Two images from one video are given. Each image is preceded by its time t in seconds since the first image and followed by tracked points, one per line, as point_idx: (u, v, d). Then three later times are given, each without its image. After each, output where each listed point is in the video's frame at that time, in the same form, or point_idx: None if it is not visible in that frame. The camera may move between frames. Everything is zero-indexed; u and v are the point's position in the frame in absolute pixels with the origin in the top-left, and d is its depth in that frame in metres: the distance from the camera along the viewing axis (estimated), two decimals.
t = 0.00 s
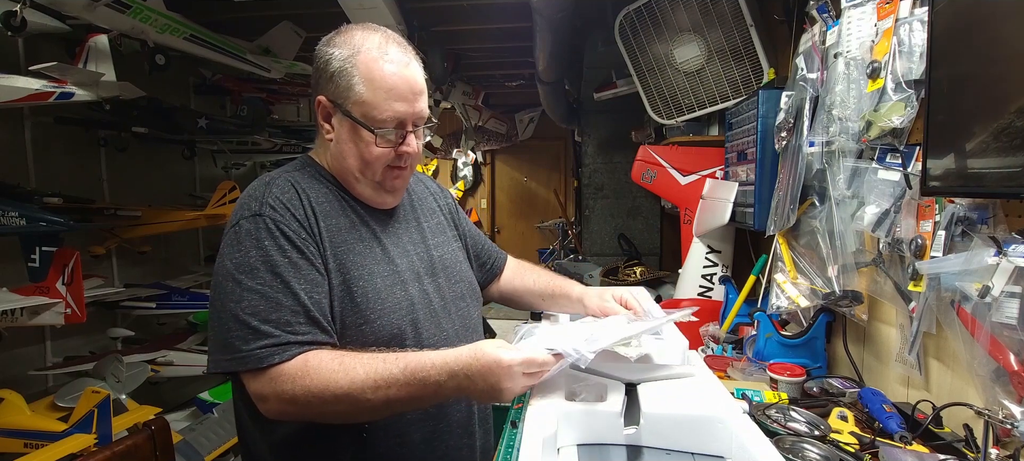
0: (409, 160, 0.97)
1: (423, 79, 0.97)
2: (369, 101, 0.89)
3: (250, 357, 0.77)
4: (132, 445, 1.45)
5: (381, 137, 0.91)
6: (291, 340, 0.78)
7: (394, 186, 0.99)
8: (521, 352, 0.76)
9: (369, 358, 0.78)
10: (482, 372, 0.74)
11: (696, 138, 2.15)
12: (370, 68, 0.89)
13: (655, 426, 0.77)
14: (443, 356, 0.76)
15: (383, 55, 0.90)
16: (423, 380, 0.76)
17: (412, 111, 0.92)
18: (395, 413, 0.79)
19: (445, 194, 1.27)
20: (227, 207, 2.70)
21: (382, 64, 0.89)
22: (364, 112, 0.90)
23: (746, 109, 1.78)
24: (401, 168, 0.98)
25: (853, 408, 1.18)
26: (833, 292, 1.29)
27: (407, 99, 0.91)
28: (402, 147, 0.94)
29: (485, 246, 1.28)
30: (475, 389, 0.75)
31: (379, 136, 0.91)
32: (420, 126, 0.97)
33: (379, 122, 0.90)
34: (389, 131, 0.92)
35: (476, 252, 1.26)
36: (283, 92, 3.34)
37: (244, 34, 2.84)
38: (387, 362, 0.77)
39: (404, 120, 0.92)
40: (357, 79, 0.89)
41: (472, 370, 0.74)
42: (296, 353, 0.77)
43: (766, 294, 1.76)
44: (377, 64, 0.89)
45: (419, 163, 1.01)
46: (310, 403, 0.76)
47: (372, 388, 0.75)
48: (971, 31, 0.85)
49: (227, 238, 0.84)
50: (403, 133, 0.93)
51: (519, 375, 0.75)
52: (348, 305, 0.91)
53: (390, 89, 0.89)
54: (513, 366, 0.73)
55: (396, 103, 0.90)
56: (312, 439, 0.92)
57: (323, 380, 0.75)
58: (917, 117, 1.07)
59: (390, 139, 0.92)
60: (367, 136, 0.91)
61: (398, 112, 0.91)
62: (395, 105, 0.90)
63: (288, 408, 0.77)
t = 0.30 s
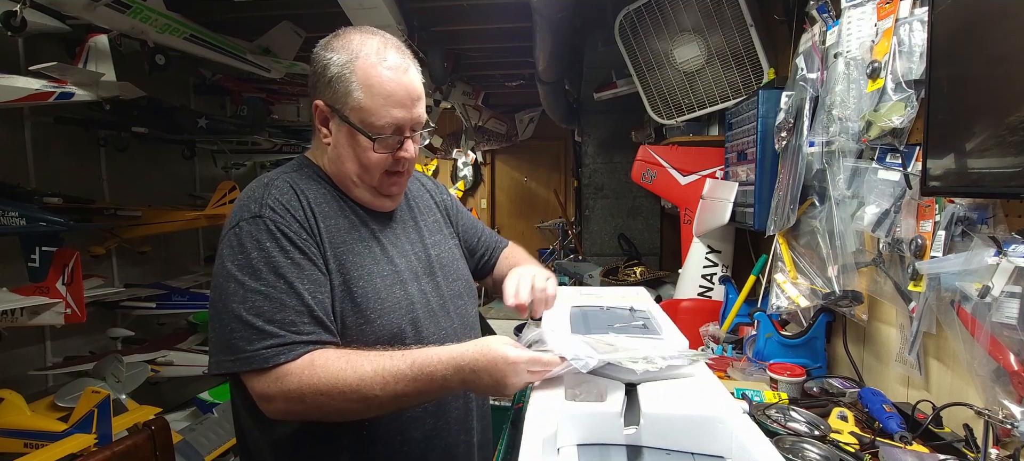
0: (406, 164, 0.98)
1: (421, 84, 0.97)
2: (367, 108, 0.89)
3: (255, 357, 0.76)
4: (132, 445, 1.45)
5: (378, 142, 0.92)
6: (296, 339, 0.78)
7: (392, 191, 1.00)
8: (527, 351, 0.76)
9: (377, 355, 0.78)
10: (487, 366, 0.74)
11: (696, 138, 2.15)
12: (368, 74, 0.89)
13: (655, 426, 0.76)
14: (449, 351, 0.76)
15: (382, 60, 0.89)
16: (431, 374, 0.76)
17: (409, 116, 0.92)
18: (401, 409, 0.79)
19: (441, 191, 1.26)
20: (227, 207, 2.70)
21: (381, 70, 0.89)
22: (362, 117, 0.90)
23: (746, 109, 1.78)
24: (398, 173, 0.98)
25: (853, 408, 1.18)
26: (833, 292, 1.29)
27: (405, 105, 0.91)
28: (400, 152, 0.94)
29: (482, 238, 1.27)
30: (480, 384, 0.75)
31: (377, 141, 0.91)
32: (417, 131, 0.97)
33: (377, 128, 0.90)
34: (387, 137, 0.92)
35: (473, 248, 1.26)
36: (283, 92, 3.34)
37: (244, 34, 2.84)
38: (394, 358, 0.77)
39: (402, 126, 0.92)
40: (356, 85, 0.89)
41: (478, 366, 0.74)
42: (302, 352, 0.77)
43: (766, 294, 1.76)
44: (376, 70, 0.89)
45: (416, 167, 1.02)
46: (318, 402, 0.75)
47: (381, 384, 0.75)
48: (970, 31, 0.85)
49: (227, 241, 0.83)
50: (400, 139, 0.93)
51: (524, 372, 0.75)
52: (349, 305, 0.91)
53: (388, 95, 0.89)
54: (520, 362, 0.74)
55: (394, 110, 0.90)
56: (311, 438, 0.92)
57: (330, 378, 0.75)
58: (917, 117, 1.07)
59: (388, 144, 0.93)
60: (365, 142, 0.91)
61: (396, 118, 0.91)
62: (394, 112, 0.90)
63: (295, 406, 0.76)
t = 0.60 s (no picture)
0: (392, 164, 0.97)
1: (404, 82, 0.96)
2: (347, 109, 0.89)
3: (240, 366, 0.76)
4: (133, 445, 1.45)
5: (361, 143, 0.91)
6: (281, 347, 0.78)
7: (380, 191, 0.99)
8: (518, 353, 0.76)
9: (365, 364, 0.78)
10: (480, 371, 0.73)
11: (696, 138, 2.15)
12: (345, 75, 0.88)
13: (655, 426, 0.76)
14: (437, 361, 0.76)
15: (360, 60, 0.89)
16: (419, 383, 0.75)
17: (392, 115, 0.91)
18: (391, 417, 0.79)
19: (437, 181, 1.25)
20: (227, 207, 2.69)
21: (359, 70, 0.88)
22: (343, 119, 0.89)
23: (746, 109, 1.78)
24: (385, 173, 0.98)
25: (853, 408, 1.18)
26: (833, 292, 1.29)
27: (387, 104, 0.90)
28: (385, 152, 0.94)
29: (483, 217, 1.26)
30: (473, 390, 0.74)
31: (360, 143, 0.91)
32: (402, 130, 0.96)
33: (359, 129, 0.90)
34: (371, 138, 0.91)
35: (472, 227, 1.25)
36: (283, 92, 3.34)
37: (244, 34, 2.84)
38: (383, 367, 0.77)
39: (385, 125, 0.91)
40: (334, 87, 0.89)
41: (470, 372, 0.74)
42: (287, 361, 0.77)
43: (766, 294, 1.76)
44: (354, 70, 0.88)
45: (403, 166, 1.01)
46: (304, 411, 0.76)
47: (367, 393, 0.75)
48: (970, 30, 0.85)
49: (210, 249, 0.84)
50: (384, 139, 0.93)
51: (518, 372, 0.75)
52: (336, 309, 0.91)
53: (368, 95, 0.89)
54: (512, 364, 0.74)
55: (375, 110, 0.90)
56: (309, 438, 0.92)
57: (318, 385, 0.75)
58: (917, 117, 1.07)
59: (371, 145, 0.92)
60: (347, 144, 0.91)
61: (378, 118, 0.90)
62: (375, 112, 0.89)
63: (282, 415, 0.77)
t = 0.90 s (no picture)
0: (382, 164, 0.97)
1: (388, 79, 0.96)
2: (330, 110, 0.89)
3: (229, 373, 0.77)
4: (133, 445, 1.45)
5: (346, 144, 0.91)
6: (270, 353, 0.78)
7: (371, 191, 0.99)
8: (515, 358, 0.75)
9: (357, 367, 0.78)
10: (472, 375, 0.73)
11: (696, 138, 2.15)
12: (326, 75, 0.88)
13: (655, 426, 0.76)
14: (431, 364, 0.75)
15: (340, 58, 0.89)
16: (411, 386, 0.74)
17: (378, 114, 0.92)
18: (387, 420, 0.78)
19: (433, 179, 1.25)
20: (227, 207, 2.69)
21: (340, 69, 0.88)
22: (327, 121, 0.90)
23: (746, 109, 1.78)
24: (375, 172, 0.97)
25: (853, 408, 1.18)
26: (833, 292, 1.29)
27: (371, 103, 0.91)
28: (373, 151, 0.94)
29: (482, 213, 1.25)
30: (464, 393, 0.73)
31: (346, 144, 0.91)
32: (390, 128, 0.96)
33: (344, 130, 0.90)
34: (357, 138, 0.91)
35: (473, 224, 1.25)
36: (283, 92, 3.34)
37: (244, 34, 2.84)
38: (376, 371, 0.76)
39: (371, 124, 0.92)
40: (316, 88, 0.89)
41: (463, 376, 0.73)
42: (276, 367, 0.77)
43: (766, 294, 1.76)
44: (335, 69, 0.88)
45: (394, 165, 1.01)
46: (294, 417, 0.75)
47: (359, 396, 0.75)
48: (970, 30, 0.85)
49: (199, 256, 0.85)
50: (371, 138, 0.93)
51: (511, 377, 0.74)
52: (325, 314, 0.91)
53: (351, 95, 0.89)
54: (506, 371, 0.73)
55: (359, 109, 0.90)
56: (307, 438, 0.92)
57: (309, 390, 0.75)
58: (917, 117, 1.07)
59: (358, 145, 0.92)
60: (333, 146, 0.91)
61: (362, 118, 0.90)
62: (359, 111, 0.89)
63: (273, 422, 0.77)
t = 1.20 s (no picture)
0: (387, 159, 0.97)
1: (393, 76, 0.96)
2: (337, 105, 0.89)
3: (236, 362, 0.76)
4: (132, 444, 1.45)
5: (354, 139, 0.91)
6: (277, 343, 0.77)
7: (375, 188, 0.99)
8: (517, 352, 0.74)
9: (364, 353, 0.78)
10: (476, 362, 0.73)
11: (696, 138, 2.15)
12: (334, 70, 0.88)
13: (655, 426, 0.76)
14: (438, 344, 0.75)
15: (347, 54, 0.89)
16: (419, 370, 0.75)
17: (384, 109, 0.92)
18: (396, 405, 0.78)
19: (434, 188, 1.26)
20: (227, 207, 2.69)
21: (348, 64, 0.88)
22: (334, 116, 0.89)
23: (746, 109, 1.78)
24: (380, 168, 0.97)
25: (853, 408, 1.18)
26: (833, 292, 1.29)
27: (378, 98, 0.91)
28: (379, 146, 0.94)
29: (479, 237, 1.28)
30: (468, 378, 0.74)
31: (353, 139, 0.91)
32: (395, 124, 0.97)
33: (351, 125, 0.90)
34: (363, 132, 0.91)
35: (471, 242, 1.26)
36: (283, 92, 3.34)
37: (244, 34, 2.84)
38: (383, 355, 0.76)
39: (377, 119, 0.92)
40: (324, 83, 0.89)
41: (467, 360, 0.73)
42: (283, 356, 0.77)
43: (766, 295, 1.76)
44: (342, 65, 0.88)
45: (398, 162, 1.01)
46: (303, 404, 0.75)
47: (369, 381, 0.75)
48: (970, 30, 0.85)
49: (204, 247, 0.84)
50: (377, 133, 0.93)
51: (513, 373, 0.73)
52: (327, 309, 0.91)
53: (358, 89, 0.89)
54: (507, 364, 0.72)
55: (366, 104, 0.90)
56: (305, 439, 0.92)
57: (316, 378, 0.75)
58: (917, 117, 1.07)
59: (365, 140, 0.92)
60: (340, 141, 0.91)
61: (369, 112, 0.90)
62: (366, 106, 0.89)
63: (281, 412, 0.75)
